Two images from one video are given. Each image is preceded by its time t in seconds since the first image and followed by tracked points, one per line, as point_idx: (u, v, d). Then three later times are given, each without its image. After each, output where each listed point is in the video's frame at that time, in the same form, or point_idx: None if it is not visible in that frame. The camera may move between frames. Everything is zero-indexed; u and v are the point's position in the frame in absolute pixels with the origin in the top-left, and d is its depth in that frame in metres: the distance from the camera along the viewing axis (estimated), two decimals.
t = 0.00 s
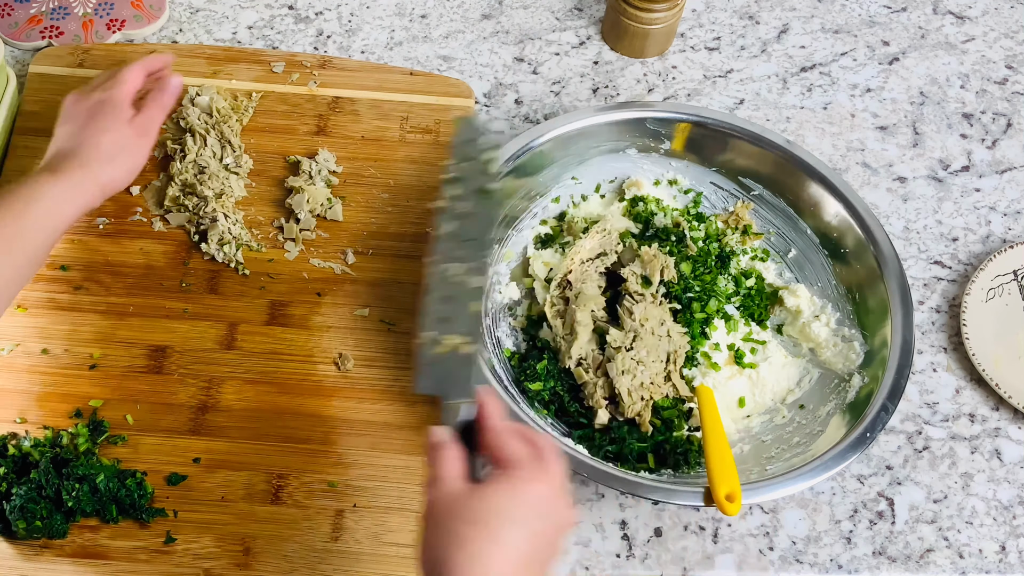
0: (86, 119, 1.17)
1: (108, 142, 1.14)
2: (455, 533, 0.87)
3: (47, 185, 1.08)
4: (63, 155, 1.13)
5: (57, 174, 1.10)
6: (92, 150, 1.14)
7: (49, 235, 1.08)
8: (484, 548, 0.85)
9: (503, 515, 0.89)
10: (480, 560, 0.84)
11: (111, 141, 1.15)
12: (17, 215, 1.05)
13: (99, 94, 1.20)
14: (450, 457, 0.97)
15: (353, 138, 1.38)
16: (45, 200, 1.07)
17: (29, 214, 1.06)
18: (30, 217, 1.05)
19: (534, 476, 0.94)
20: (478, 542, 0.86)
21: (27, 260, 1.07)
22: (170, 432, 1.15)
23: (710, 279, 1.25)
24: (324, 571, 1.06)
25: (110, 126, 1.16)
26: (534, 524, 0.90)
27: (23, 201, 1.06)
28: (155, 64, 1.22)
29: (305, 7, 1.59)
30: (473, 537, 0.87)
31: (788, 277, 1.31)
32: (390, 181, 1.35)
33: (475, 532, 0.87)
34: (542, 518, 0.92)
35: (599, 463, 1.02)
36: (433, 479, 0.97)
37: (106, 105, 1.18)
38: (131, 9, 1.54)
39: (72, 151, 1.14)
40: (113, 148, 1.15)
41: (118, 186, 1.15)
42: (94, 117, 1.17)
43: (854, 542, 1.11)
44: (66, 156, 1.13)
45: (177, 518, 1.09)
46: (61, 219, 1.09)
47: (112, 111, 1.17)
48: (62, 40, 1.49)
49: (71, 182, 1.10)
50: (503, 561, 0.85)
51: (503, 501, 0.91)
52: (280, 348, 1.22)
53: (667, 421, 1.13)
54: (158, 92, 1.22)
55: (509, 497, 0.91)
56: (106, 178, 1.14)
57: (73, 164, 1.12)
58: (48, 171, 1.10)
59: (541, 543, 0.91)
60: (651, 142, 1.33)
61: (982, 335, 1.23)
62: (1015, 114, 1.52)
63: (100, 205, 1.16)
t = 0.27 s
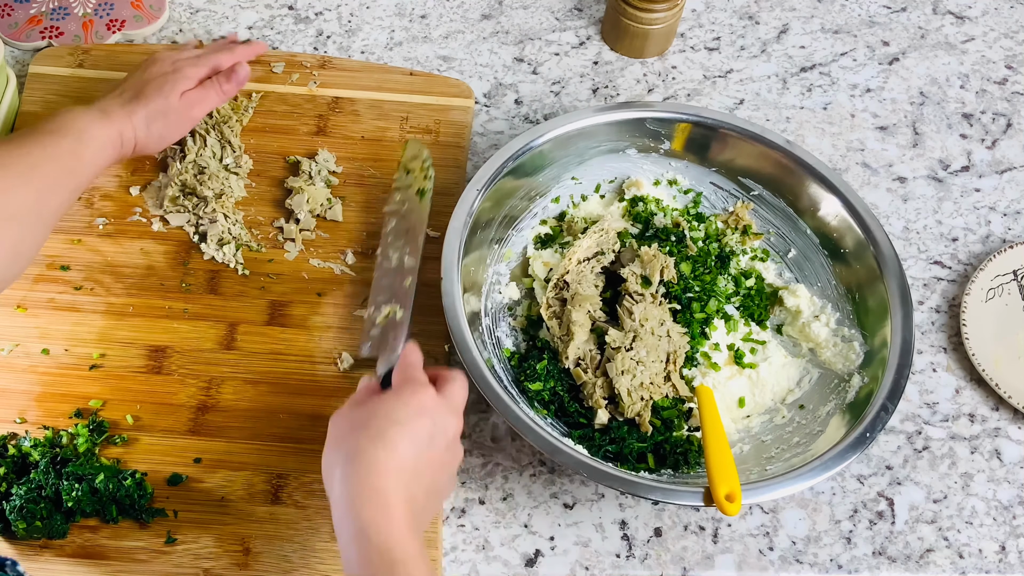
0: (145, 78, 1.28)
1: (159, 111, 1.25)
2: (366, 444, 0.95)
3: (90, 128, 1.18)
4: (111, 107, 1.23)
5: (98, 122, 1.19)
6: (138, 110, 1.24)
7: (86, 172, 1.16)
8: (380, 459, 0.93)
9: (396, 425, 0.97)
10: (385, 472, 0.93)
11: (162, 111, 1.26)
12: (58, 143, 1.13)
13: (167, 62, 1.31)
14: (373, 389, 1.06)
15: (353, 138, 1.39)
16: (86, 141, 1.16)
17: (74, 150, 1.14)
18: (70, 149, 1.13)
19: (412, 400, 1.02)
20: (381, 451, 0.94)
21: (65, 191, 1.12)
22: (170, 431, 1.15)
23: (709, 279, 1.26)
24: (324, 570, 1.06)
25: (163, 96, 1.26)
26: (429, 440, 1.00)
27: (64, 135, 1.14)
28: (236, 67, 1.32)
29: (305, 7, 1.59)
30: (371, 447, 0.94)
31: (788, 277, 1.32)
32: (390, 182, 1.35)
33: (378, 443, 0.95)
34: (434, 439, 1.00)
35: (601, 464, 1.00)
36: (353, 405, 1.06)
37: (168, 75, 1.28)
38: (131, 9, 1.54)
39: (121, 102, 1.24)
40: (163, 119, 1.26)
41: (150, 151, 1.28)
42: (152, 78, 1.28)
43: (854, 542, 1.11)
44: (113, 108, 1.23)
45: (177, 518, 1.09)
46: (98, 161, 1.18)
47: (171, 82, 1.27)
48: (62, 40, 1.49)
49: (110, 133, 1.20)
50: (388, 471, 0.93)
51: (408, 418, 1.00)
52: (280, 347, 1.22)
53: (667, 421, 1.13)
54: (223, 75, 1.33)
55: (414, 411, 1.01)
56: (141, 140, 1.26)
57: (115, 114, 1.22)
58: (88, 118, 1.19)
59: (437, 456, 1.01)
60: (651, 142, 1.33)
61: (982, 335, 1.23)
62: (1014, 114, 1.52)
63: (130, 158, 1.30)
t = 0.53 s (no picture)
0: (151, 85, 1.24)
1: (164, 123, 1.23)
2: (320, 328, 0.89)
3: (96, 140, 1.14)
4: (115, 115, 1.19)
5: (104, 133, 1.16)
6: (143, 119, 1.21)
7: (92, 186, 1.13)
8: (342, 340, 0.87)
9: (355, 306, 0.92)
10: (349, 342, 0.88)
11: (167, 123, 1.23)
12: (66, 156, 1.09)
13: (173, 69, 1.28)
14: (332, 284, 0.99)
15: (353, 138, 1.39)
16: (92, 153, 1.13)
17: (83, 162, 1.11)
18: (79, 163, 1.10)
19: (371, 288, 0.97)
20: (344, 328, 0.89)
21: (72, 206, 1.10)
22: (170, 432, 1.15)
23: (709, 279, 1.26)
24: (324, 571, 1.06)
25: (168, 107, 1.23)
26: (389, 320, 0.95)
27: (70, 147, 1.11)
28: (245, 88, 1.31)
29: (305, 7, 1.59)
30: (331, 326, 0.88)
31: (788, 277, 1.32)
32: (390, 182, 1.35)
33: (339, 324, 0.89)
34: (394, 321, 0.96)
35: (601, 462, 1.00)
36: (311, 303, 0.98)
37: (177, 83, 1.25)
38: (131, 9, 1.54)
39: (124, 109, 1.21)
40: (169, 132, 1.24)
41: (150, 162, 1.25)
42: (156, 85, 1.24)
43: (854, 542, 1.11)
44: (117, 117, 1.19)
45: (176, 518, 1.09)
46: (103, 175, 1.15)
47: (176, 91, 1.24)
48: (62, 40, 1.49)
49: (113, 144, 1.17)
50: (353, 344, 0.88)
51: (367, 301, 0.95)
52: (280, 348, 1.22)
53: (667, 421, 1.13)
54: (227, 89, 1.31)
55: (373, 294, 0.96)
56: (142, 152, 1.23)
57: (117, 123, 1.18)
58: (93, 128, 1.16)
59: (398, 342, 0.96)
60: (651, 142, 1.33)
61: (983, 336, 1.23)
62: (1014, 114, 1.52)
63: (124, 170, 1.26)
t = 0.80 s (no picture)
0: (81, 146, 1.23)
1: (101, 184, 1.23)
2: (259, 370, 0.90)
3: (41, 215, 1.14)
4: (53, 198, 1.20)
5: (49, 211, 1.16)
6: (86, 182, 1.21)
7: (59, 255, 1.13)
8: (280, 386, 0.89)
9: (289, 343, 0.93)
10: (289, 387, 0.89)
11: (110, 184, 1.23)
12: (31, 221, 1.11)
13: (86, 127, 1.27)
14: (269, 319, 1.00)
15: (353, 138, 1.38)
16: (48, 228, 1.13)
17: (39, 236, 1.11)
18: (33, 238, 1.09)
19: (303, 318, 0.97)
20: (280, 371, 0.90)
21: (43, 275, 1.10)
22: (170, 432, 1.15)
23: (709, 279, 1.26)
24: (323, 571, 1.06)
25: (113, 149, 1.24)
26: (328, 347, 0.95)
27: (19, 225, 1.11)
28: (154, 107, 1.29)
29: (305, 7, 1.59)
30: (268, 372, 0.90)
31: (788, 277, 1.32)
32: (390, 181, 1.35)
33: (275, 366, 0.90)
34: (333, 347, 0.96)
35: (600, 460, 1.00)
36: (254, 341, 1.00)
37: (106, 137, 1.25)
38: (131, 9, 1.54)
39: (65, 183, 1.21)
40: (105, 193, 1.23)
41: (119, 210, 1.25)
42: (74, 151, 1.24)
43: (854, 542, 1.11)
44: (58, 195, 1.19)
45: (177, 518, 1.09)
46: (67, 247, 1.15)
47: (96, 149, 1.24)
48: (62, 40, 1.49)
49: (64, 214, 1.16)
50: (292, 388, 0.89)
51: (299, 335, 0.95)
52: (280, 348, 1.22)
53: (667, 421, 1.13)
54: (140, 106, 1.29)
55: (305, 325, 0.96)
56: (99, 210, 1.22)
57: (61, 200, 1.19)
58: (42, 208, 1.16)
59: (344, 367, 0.96)
60: (651, 142, 1.33)
61: (983, 335, 1.23)
62: (1015, 114, 1.52)
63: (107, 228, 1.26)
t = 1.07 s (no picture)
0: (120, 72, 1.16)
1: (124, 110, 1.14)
2: (339, 480, 0.84)
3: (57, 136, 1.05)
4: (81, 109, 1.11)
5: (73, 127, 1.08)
6: (117, 99, 1.13)
7: (57, 182, 1.04)
8: (351, 504, 0.82)
9: (369, 457, 0.86)
10: (356, 507, 0.82)
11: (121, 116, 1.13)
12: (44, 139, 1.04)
13: (129, 52, 1.18)
14: (348, 417, 0.94)
15: (353, 138, 1.38)
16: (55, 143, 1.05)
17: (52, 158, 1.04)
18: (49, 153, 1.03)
19: (387, 429, 0.91)
20: (354, 490, 0.83)
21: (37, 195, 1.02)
22: (170, 432, 1.15)
23: (709, 279, 1.26)
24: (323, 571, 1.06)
25: (143, 74, 1.16)
26: (407, 466, 0.89)
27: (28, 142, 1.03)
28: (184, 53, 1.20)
29: (305, 7, 1.59)
30: (343, 486, 0.83)
31: (788, 277, 1.32)
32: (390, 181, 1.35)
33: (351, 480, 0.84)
34: (410, 462, 0.89)
35: (600, 461, 1.00)
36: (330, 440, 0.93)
37: (143, 68, 1.16)
38: (131, 9, 1.54)
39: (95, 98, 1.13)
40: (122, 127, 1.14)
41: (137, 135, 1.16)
42: (117, 69, 1.16)
43: (854, 542, 1.11)
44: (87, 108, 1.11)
45: (177, 518, 1.09)
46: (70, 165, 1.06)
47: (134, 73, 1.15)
48: (62, 40, 1.49)
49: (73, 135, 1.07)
50: (364, 507, 0.82)
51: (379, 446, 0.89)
52: (280, 348, 1.22)
53: (667, 421, 1.13)
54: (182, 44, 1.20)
55: (387, 438, 0.89)
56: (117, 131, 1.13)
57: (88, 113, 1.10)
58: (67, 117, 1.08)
59: (417, 486, 0.90)
60: (651, 142, 1.33)
61: (982, 336, 1.23)
62: (1015, 114, 1.52)
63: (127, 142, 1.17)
